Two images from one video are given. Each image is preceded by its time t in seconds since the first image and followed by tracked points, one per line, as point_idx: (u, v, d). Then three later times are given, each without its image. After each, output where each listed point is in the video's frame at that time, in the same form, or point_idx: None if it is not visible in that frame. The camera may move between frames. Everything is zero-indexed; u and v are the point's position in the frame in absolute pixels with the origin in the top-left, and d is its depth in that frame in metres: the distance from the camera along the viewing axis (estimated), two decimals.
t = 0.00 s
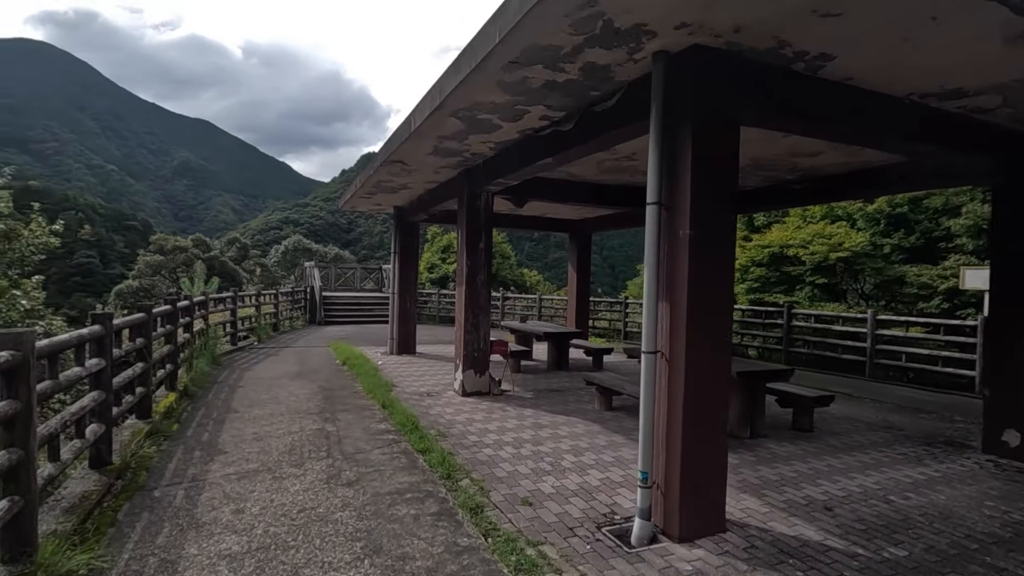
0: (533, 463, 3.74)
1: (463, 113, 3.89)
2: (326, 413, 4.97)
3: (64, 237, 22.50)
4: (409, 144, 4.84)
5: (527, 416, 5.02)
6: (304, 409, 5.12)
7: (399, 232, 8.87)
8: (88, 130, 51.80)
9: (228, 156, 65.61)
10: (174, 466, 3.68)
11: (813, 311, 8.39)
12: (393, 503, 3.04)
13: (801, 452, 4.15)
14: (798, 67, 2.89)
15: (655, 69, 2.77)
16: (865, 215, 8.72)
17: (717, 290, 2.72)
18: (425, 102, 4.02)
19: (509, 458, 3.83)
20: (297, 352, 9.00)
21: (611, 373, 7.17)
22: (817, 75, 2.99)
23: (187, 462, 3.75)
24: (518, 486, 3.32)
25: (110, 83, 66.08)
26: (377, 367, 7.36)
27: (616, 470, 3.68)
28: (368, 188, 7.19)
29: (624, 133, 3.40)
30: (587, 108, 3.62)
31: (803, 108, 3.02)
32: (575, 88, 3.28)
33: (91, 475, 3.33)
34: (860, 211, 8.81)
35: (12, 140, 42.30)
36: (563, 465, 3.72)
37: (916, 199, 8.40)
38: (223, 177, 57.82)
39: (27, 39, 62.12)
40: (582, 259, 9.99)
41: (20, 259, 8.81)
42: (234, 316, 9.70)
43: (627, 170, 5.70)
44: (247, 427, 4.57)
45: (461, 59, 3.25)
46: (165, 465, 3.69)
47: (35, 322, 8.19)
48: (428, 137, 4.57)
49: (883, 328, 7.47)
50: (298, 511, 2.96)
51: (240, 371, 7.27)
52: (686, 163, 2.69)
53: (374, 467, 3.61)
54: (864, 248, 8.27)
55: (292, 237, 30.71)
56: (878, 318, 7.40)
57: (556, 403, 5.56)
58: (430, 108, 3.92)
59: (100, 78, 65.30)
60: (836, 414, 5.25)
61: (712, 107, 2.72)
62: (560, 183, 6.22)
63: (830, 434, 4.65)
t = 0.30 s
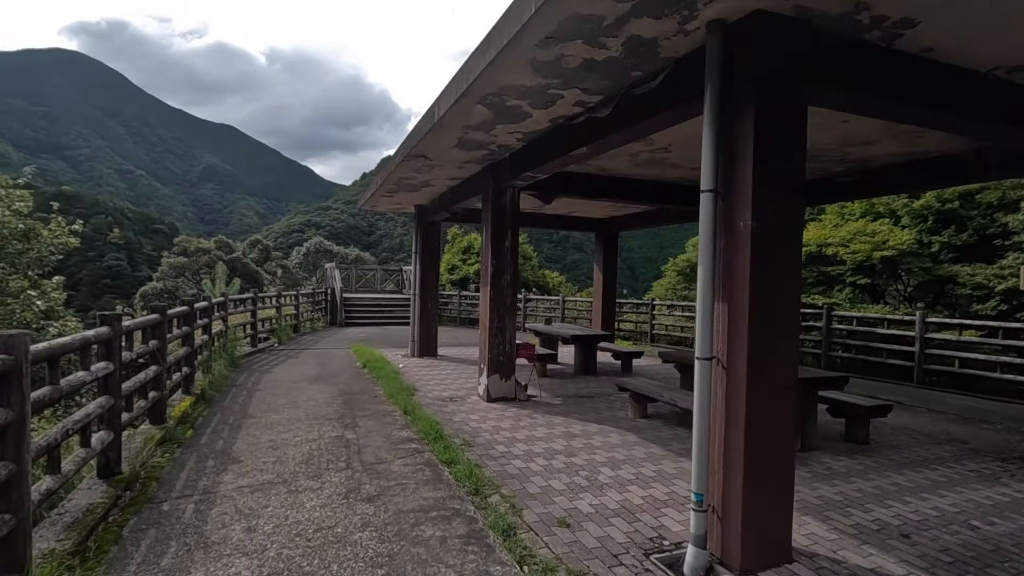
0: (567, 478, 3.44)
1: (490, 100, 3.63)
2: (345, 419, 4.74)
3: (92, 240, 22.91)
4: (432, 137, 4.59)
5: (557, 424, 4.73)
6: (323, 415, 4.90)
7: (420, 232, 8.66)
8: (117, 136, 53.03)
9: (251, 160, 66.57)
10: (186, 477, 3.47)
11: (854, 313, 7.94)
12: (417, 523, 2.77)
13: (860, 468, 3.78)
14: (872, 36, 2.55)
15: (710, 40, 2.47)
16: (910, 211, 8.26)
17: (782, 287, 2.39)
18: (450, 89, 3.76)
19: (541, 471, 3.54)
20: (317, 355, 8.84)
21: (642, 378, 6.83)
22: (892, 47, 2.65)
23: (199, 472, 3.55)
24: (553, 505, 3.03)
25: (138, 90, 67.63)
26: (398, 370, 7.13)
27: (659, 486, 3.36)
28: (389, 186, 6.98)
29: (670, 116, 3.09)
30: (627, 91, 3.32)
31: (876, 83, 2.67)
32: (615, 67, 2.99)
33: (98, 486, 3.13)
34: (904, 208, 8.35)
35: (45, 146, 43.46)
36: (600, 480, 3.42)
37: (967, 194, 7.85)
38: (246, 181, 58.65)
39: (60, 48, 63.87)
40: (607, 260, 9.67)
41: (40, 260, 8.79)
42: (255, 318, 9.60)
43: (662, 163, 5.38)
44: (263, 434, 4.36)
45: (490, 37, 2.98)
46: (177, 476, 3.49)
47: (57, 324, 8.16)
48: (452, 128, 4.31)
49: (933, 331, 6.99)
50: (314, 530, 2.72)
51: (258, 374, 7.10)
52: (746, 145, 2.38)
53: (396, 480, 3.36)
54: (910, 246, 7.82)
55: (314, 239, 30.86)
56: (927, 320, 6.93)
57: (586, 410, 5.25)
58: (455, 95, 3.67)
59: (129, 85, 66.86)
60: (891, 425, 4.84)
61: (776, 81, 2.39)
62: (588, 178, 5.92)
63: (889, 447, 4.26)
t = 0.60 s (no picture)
0: (605, 499, 3.14)
1: (520, 87, 3.35)
2: (363, 429, 4.48)
3: (113, 242, 23.14)
4: (455, 130, 4.33)
5: (588, 435, 4.42)
6: (340, 424, 4.66)
7: (438, 232, 8.42)
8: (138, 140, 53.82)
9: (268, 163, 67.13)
10: (194, 493, 3.24)
11: (896, 316, 7.53)
12: (445, 552, 2.49)
13: (929, 489, 3.42)
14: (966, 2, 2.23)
15: (781, 8, 2.16)
16: (955, 209, 7.83)
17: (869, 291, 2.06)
18: (476, 76, 3.48)
19: (577, 491, 3.24)
20: (333, 359, 8.63)
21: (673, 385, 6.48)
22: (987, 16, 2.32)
23: (209, 488, 3.31)
24: (594, 531, 2.73)
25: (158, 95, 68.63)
26: (416, 375, 6.88)
27: (708, 509, 3.05)
28: (408, 185, 6.74)
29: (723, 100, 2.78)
30: (673, 74, 3.02)
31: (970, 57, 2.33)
32: (662, 45, 2.68)
33: (100, 504, 2.91)
34: (949, 205, 7.93)
35: (68, 152, 44.25)
36: (643, 502, 3.11)
37: (1019, 190, 7.39)
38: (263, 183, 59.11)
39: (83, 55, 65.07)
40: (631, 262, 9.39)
41: (52, 261, 8.69)
42: (270, 320, 9.43)
43: (698, 157, 5.05)
44: (277, 445, 4.11)
45: (524, 14, 2.70)
46: (184, 492, 3.26)
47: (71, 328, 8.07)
48: (477, 119, 4.04)
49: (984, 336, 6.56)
50: (332, 558, 2.46)
51: (273, 379, 6.90)
52: (826, 126, 2.06)
53: (419, 500, 3.09)
54: (956, 245, 7.40)
55: (329, 241, 30.87)
56: (978, 324, 6.51)
57: (618, 420, 4.93)
58: (482, 83, 3.40)
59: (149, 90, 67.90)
60: (952, 439, 4.46)
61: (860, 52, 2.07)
62: (618, 174, 5.61)
63: (955, 465, 3.90)
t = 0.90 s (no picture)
0: (641, 523, 2.85)
1: (545, 71, 3.06)
2: (375, 439, 4.22)
3: (129, 243, 23.28)
4: (473, 121, 4.07)
5: (614, 447, 4.13)
6: (351, 433, 4.41)
7: (452, 232, 8.16)
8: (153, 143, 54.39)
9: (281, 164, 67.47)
10: (193, 512, 2.99)
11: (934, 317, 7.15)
12: None
13: (999, 512, 3.09)
14: None
15: None
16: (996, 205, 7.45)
17: (968, 293, 1.74)
18: (497, 59, 3.20)
19: (608, 513, 2.95)
20: (345, 362, 8.41)
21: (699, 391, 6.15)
22: None
23: (209, 506, 3.07)
24: (631, 562, 2.44)
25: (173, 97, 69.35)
26: (430, 380, 6.62)
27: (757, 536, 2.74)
28: (421, 182, 6.49)
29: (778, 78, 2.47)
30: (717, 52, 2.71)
31: None
32: (709, 17, 2.39)
33: (91, 525, 2.67)
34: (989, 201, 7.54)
35: (85, 154, 44.82)
36: (682, 527, 2.81)
37: None
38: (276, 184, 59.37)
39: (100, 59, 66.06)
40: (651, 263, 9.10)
41: (55, 262, 8.64)
42: (280, 322, 9.25)
43: (730, 149, 4.73)
44: (284, 457, 3.86)
45: None
46: (183, 510, 3.02)
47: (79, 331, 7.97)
48: (496, 108, 3.75)
49: None
50: None
51: (283, 383, 6.69)
52: (917, 99, 1.76)
53: (436, 523, 2.81)
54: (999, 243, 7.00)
55: (341, 241, 30.81)
56: None
57: (645, 430, 4.62)
58: (503, 66, 3.12)
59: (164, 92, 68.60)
60: (1013, 454, 4.10)
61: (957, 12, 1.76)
62: (641, 168, 5.30)
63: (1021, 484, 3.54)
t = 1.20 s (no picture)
0: (675, 557, 2.53)
1: (565, 50, 2.75)
2: (379, 454, 3.94)
3: (143, 243, 23.31)
4: (484, 111, 3.76)
5: (638, 463, 3.81)
6: (354, 446, 4.14)
7: (461, 230, 7.87)
8: (166, 143, 54.76)
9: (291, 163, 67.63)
10: (180, 539, 2.73)
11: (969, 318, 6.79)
12: None
13: None
14: None
15: None
16: None
17: None
18: (511, 40, 2.90)
19: (637, 544, 2.64)
20: (352, 365, 8.16)
21: (723, 399, 5.81)
22: None
23: (197, 532, 2.80)
24: None
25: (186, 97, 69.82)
26: (439, 385, 6.34)
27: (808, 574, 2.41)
28: (430, 179, 6.20)
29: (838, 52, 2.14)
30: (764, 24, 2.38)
31: None
32: None
33: (64, 557, 2.40)
34: None
35: (100, 155, 45.22)
36: (722, 562, 2.49)
37: None
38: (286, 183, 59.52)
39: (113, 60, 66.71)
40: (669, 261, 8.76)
41: (48, 262, 8.62)
42: (286, 323, 9.03)
43: (760, 141, 4.39)
44: (281, 474, 3.59)
45: None
46: (169, 537, 2.75)
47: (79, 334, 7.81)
48: (510, 96, 3.44)
49: None
50: None
51: (287, 388, 6.45)
52: None
53: (445, 555, 2.52)
54: None
55: (351, 240, 30.68)
56: None
57: (669, 443, 4.30)
58: (519, 46, 2.81)
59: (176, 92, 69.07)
60: None
61: None
62: (662, 161, 4.97)
63: None
